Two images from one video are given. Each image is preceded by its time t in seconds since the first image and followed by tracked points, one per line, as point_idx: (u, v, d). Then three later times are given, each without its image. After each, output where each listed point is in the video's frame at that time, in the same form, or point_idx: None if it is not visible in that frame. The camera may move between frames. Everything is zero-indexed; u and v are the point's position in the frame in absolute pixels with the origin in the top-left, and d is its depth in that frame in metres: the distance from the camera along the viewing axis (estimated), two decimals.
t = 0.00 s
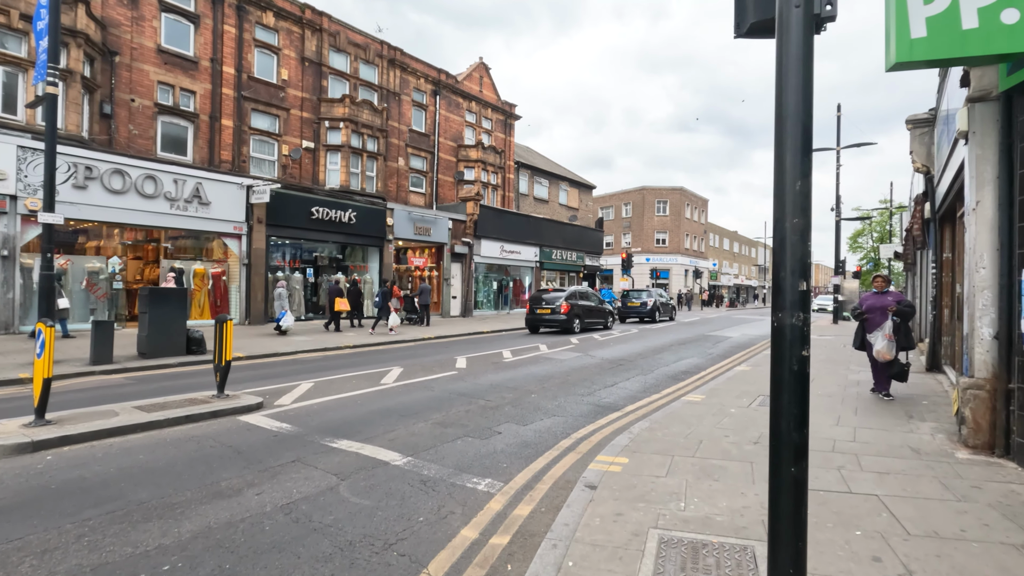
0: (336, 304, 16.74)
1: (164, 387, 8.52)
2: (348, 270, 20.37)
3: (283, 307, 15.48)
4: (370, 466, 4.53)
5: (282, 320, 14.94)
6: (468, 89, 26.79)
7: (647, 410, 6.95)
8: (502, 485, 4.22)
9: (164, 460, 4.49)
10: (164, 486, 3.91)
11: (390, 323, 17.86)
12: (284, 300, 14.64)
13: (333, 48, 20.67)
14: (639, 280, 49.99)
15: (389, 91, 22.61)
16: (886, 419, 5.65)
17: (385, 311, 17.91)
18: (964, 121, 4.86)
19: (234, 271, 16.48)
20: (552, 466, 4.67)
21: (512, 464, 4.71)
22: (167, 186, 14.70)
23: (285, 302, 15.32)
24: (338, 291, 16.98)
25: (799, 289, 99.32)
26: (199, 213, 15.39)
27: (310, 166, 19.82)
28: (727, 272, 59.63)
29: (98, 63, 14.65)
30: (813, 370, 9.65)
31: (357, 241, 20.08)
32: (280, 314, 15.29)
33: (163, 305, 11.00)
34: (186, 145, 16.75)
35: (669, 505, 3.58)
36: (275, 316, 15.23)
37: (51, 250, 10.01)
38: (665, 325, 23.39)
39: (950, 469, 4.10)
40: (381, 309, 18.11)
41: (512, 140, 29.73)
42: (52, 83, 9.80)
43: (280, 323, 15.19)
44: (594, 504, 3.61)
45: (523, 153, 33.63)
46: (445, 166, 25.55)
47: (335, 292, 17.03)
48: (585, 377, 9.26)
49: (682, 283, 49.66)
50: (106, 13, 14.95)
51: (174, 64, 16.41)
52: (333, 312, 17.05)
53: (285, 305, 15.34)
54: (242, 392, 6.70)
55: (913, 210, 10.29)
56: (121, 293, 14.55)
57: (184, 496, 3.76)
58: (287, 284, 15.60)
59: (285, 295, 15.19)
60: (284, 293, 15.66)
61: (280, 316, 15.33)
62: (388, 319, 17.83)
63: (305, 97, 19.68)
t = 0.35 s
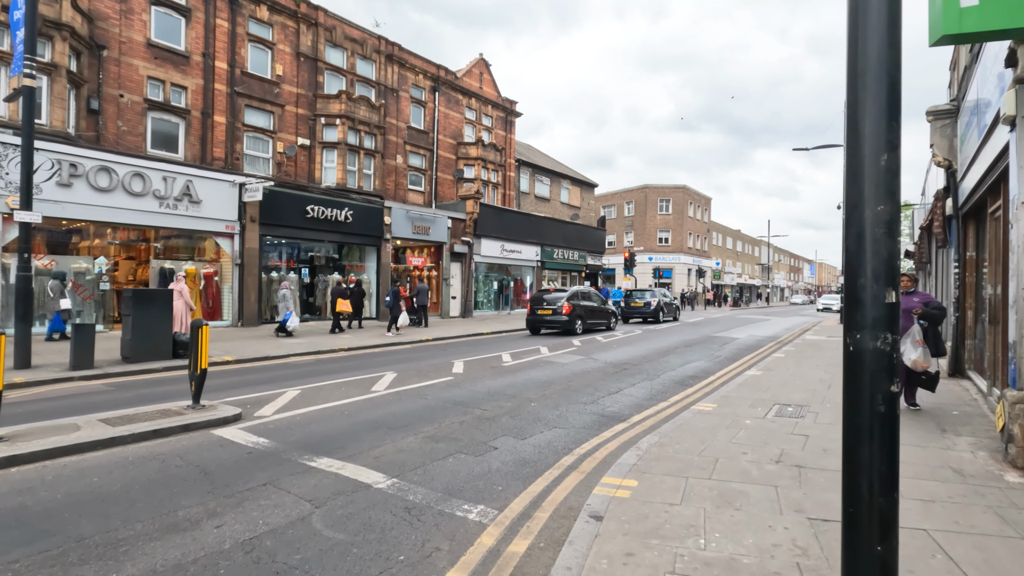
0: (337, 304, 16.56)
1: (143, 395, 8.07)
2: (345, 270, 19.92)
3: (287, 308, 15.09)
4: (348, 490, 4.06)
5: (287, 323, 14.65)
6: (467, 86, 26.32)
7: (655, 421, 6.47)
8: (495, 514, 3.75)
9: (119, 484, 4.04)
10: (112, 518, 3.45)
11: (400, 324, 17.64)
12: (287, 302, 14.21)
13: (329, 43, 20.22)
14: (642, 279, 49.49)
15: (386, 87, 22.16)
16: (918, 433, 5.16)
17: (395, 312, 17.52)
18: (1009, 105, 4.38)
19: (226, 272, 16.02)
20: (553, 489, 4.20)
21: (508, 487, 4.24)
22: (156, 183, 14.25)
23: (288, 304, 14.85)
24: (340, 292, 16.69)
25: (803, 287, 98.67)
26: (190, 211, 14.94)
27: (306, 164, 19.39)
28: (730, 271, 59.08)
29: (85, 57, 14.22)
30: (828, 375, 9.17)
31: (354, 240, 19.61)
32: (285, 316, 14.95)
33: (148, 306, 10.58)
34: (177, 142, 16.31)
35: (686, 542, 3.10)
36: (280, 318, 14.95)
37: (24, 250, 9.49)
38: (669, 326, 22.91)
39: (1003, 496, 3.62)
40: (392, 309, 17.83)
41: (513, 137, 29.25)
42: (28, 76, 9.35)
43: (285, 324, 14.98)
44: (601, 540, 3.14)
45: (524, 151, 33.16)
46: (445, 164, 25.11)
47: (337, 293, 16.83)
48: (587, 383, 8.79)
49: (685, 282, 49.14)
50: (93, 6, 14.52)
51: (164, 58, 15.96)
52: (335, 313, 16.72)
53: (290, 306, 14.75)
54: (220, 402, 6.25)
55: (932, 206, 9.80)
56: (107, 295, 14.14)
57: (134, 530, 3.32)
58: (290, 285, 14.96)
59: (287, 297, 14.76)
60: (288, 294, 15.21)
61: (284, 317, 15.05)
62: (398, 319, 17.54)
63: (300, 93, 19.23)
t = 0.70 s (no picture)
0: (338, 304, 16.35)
1: (118, 402, 7.60)
2: (341, 270, 19.51)
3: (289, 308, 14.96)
4: (321, 518, 3.59)
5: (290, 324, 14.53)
6: (466, 82, 25.83)
7: (664, 432, 5.98)
8: (486, 549, 3.26)
9: (62, 511, 3.57)
10: (42, 558, 2.98)
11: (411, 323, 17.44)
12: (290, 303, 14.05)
13: (324, 37, 19.75)
14: (645, 278, 48.96)
15: (384, 83, 21.70)
16: (957, 449, 4.67)
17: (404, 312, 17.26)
18: None
19: (218, 271, 15.57)
20: (553, 517, 3.73)
21: (502, 513, 3.76)
22: (143, 180, 13.78)
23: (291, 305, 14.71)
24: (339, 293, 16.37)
25: (806, 286, 98.15)
26: (179, 209, 14.47)
27: (301, 161, 18.95)
28: (734, 270, 58.52)
29: (71, 50, 13.77)
30: (844, 380, 8.67)
31: (350, 239, 19.14)
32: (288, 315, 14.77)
33: (130, 307, 10.11)
34: (168, 138, 15.86)
35: None
36: (282, 319, 14.83)
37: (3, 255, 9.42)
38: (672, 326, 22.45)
39: None
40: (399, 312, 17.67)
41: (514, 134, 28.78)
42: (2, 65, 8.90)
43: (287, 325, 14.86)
44: None
45: (525, 148, 32.66)
46: (444, 162, 24.66)
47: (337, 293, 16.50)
48: (591, 388, 8.31)
49: (688, 281, 48.66)
50: None
51: (154, 52, 15.50)
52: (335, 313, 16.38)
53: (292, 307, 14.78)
54: (194, 413, 5.79)
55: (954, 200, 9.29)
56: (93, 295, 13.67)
57: (65, 572, 2.85)
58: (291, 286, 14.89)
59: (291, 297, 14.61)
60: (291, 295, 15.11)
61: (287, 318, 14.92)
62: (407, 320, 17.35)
63: (294, 88, 18.76)
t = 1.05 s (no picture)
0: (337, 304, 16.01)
1: (87, 407, 7.16)
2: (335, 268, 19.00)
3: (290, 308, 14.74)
4: (274, 547, 3.14)
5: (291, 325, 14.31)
6: (464, 77, 25.36)
7: (666, 441, 5.52)
8: None
9: None
10: None
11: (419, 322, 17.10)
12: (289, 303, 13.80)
13: (318, 30, 19.31)
14: (646, 278, 48.49)
15: (379, 78, 21.25)
16: (992, 463, 4.19)
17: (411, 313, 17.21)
18: None
19: (206, 270, 15.12)
20: (540, 544, 3.28)
21: (482, 541, 3.31)
22: (127, 176, 13.35)
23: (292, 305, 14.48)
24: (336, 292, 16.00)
25: (808, 285, 97.64)
26: (165, 206, 14.04)
27: (293, 158, 18.52)
28: (736, 268, 58.02)
29: (52, 41, 13.34)
30: (856, 382, 8.21)
31: (344, 237, 18.68)
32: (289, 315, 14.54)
33: (107, 307, 9.62)
34: (155, 133, 15.42)
35: None
36: (284, 319, 14.61)
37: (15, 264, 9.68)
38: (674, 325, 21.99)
39: None
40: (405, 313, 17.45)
41: (513, 131, 28.32)
42: None
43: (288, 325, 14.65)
44: None
45: (524, 145, 32.20)
46: (441, 158, 24.22)
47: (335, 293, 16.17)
48: (588, 392, 7.85)
49: (689, 280, 48.17)
50: None
51: (140, 44, 15.07)
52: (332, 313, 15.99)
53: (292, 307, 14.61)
54: (155, 421, 5.34)
55: (972, 192, 8.82)
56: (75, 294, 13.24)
57: None
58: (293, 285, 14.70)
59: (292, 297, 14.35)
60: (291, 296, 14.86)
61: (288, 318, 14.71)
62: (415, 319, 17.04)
63: (286, 82, 18.33)
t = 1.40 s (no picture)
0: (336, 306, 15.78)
1: (52, 418, 6.71)
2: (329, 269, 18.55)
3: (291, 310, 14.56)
4: None
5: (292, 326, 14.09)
6: (461, 73, 24.87)
7: (670, 458, 5.06)
8: None
9: None
10: None
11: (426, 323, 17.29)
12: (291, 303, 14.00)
13: (311, 25, 18.85)
14: (647, 277, 48.02)
15: (374, 74, 20.80)
16: None
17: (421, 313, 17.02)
18: None
19: (193, 271, 14.71)
20: None
21: None
22: (110, 174, 12.90)
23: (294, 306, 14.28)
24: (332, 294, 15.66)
25: (810, 284, 97.05)
26: (151, 205, 13.59)
27: (285, 155, 18.08)
28: (738, 268, 57.55)
29: (32, 35, 12.89)
30: (870, 389, 7.77)
31: (338, 236, 18.24)
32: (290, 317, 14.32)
33: (83, 309, 9.07)
34: (142, 130, 14.97)
35: None
36: (285, 321, 14.41)
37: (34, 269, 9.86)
38: (676, 326, 21.51)
39: None
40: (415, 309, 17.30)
41: (512, 129, 27.85)
42: None
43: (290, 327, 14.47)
44: None
45: (523, 143, 31.74)
46: (438, 157, 23.78)
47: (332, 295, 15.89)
48: (586, 401, 7.38)
49: (691, 279, 47.67)
50: None
51: (125, 39, 14.62)
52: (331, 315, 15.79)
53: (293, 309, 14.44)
54: (112, 439, 4.89)
55: (993, 188, 8.35)
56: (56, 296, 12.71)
57: None
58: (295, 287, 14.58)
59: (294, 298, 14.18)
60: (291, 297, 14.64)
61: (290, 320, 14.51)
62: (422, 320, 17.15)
63: (279, 78, 17.88)
